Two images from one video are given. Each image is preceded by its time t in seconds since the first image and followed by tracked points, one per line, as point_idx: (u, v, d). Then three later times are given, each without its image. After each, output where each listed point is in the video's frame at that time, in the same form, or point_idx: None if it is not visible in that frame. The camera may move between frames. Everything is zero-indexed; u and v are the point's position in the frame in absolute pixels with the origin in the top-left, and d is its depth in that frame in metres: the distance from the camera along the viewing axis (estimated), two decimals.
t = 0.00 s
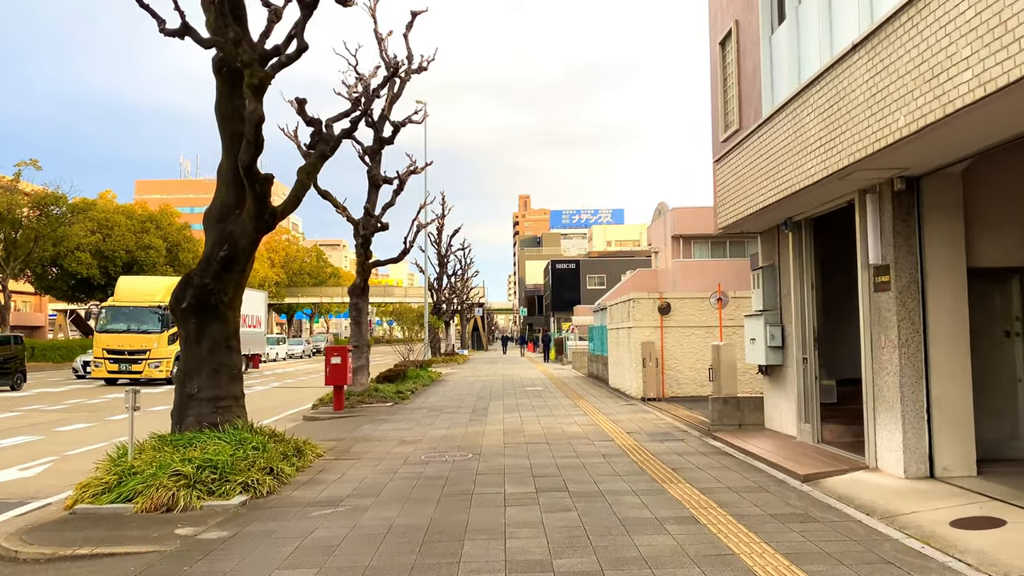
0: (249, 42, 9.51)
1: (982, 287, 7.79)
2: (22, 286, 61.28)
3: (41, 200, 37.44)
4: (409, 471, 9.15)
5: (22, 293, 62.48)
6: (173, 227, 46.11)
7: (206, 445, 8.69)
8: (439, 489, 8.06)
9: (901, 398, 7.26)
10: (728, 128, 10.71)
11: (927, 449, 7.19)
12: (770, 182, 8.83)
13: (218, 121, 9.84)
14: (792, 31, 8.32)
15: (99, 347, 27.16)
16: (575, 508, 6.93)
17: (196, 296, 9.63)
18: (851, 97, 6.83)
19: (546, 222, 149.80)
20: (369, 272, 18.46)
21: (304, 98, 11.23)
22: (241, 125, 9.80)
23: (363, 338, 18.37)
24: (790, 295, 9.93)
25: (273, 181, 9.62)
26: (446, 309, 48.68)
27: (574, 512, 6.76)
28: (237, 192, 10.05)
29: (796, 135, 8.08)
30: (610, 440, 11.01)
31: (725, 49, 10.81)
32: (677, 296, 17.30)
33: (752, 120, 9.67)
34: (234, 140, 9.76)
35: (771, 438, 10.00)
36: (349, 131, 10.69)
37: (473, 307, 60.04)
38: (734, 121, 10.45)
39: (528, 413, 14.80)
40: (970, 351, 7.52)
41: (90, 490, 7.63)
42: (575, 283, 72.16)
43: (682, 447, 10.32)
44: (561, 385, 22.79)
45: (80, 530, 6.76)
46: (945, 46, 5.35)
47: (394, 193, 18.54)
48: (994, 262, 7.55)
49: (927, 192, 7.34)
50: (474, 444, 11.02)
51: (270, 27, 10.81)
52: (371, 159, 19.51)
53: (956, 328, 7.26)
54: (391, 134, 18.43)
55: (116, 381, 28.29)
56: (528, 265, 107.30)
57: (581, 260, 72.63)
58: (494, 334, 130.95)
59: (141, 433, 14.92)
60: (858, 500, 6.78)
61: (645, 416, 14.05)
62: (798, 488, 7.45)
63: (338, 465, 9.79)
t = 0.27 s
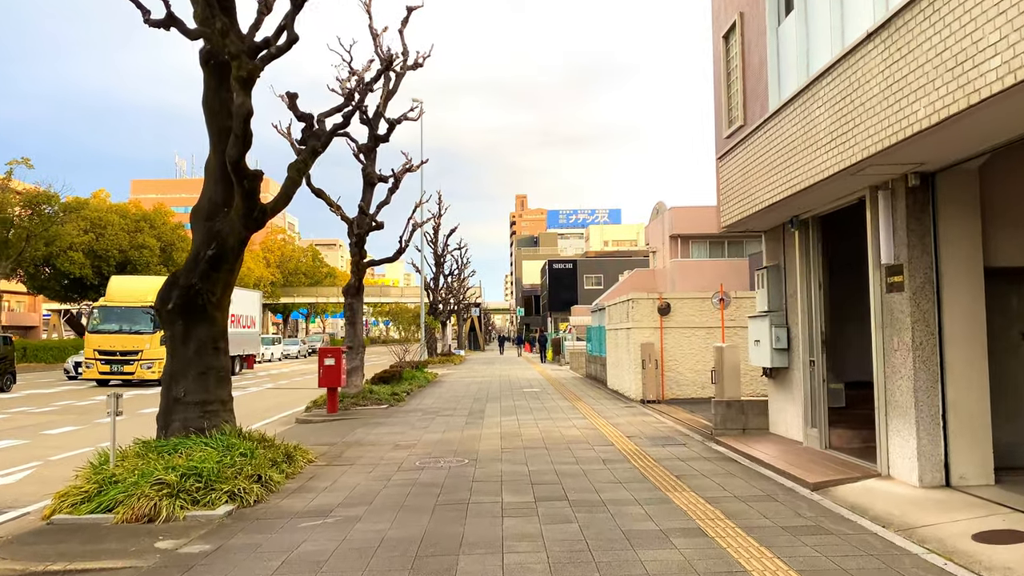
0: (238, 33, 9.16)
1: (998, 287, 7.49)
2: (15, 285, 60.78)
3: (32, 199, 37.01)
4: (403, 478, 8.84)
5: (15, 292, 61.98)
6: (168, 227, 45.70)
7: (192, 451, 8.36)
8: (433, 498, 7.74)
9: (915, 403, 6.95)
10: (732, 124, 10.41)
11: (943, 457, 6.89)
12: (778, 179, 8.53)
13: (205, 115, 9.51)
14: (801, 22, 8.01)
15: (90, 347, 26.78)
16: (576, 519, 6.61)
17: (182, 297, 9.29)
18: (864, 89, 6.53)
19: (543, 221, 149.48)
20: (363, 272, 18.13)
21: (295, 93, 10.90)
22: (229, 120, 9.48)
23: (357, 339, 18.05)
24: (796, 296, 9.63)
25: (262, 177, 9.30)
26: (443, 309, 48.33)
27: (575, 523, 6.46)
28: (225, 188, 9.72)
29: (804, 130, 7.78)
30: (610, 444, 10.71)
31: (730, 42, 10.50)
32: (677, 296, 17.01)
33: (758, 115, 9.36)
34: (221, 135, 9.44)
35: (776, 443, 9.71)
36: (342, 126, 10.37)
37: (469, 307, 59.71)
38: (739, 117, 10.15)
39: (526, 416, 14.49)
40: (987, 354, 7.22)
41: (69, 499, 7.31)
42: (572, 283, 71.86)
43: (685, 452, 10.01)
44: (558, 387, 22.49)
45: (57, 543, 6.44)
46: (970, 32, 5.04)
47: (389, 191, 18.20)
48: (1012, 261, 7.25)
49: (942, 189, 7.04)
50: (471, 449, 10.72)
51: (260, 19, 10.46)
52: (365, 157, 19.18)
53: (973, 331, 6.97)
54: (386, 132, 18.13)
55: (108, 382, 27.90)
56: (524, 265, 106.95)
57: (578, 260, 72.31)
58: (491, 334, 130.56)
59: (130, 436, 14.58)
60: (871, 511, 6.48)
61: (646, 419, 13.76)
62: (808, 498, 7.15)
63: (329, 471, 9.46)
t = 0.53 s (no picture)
0: (226, 21, 8.82)
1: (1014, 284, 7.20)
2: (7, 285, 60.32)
3: (24, 197, 36.62)
4: (396, 483, 8.53)
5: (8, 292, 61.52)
6: (161, 225, 45.32)
7: (176, 455, 8.04)
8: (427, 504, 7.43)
9: (930, 405, 6.66)
10: (736, 117, 10.11)
11: (959, 461, 6.60)
12: (785, 173, 8.22)
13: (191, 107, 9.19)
14: (810, 8, 7.71)
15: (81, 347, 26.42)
16: (576, 527, 6.29)
17: (167, 295, 8.95)
18: (878, 77, 6.23)
19: (540, 221, 149.21)
20: (357, 270, 17.79)
21: (286, 85, 10.59)
22: (216, 112, 9.15)
23: (351, 339, 17.73)
24: (802, 294, 9.34)
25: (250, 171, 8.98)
26: (439, 309, 48.01)
27: (575, 532, 6.15)
28: (212, 183, 9.40)
29: (813, 121, 7.48)
30: (609, 447, 10.40)
31: (734, 32, 10.21)
32: (677, 295, 16.72)
33: (763, 106, 9.06)
34: (208, 127, 9.12)
35: (781, 446, 9.42)
36: (333, 119, 10.06)
37: (466, 306, 59.38)
38: (742, 109, 9.85)
39: (523, 417, 14.19)
40: (1003, 354, 6.93)
41: (45, 506, 6.98)
42: (569, 282, 71.58)
43: (687, 455, 9.70)
44: (556, 387, 22.19)
45: (29, 552, 6.12)
46: (997, 11, 4.73)
47: (383, 188, 17.86)
48: None
49: (958, 182, 6.73)
50: (467, 452, 10.41)
51: (250, 8, 10.12)
52: (360, 153, 18.85)
53: (990, 330, 6.67)
54: (382, 128, 17.83)
55: (99, 382, 27.53)
56: (521, 264, 106.61)
57: (575, 260, 72.02)
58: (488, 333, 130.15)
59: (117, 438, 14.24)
60: (885, 518, 6.19)
61: (645, 420, 13.46)
62: (817, 504, 6.85)
63: (320, 475, 9.15)
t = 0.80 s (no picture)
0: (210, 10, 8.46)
1: None
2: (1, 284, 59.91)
3: (16, 196, 36.25)
4: (387, 490, 8.21)
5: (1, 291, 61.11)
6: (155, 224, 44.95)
7: (157, 462, 7.72)
8: (417, 513, 7.11)
9: (944, 411, 6.35)
10: (738, 111, 9.81)
11: (974, 470, 6.30)
12: (790, 168, 7.92)
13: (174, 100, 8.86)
14: None
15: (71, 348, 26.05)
16: (574, 540, 5.97)
17: (149, 295, 8.62)
18: (890, 67, 5.93)
19: (537, 221, 148.93)
20: (350, 269, 17.46)
21: (274, 78, 10.26)
22: (200, 105, 8.83)
23: (344, 340, 17.35)
24: (806, 295, 9.05)
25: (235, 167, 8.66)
26: (435, 308, 47.68)
27: (572, 545, 5.83)
28: (197, 178, 9.07)
29: (820, 114, 7.18)
30: (608, 451, 10.09)
31: (736, 24, 9.90)
32: (676, 295, 16.41)
33: (767, 100, 8.75)
34: (192, 121, 8.79)
35: (785, 451, 9.12)
36: (323, 113, 9.73)
37: (463, 306, 59.06)
38: (745, 103, 9.54)
39: (519, 420, 13.87)
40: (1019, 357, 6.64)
41: (16, 517, 6.65)
42: (566, 282, 71.33)
43: (688, 460, 9.39)
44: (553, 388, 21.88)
45: None
46: None
47: (376, 185, 17.54)
48: None
49: (974, 176, 6.43)
50: (460, 457, 10.09)
51: None
52: (353, 151, 18.52)
53: (1006, 332, 6.37)
54: (375, 124, 17.50)
55: (90, 383, 27.15)
56: (518, 264, 106.32)
57: (572, 259, 71.76)
58: (485, 333, 129.85)
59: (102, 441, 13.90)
60: (899, 530, 5.88)
61: (644, 423, 13.16)
62: (826, 514, 6.54)
63: (308, 482, 8.83)
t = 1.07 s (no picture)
0: None
1: None
2: None
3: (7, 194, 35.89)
4: (377, 496, 7.90)
5: None
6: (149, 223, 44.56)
7: (137, 467, 7.39)
8: (409, 521, 6.78)
9: (960, 414, 6.05)
10: (742, 103, 9.51)
11: (991, 476, 6.00)
12: (798, 160, 7.62)
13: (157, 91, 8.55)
14: None
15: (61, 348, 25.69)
16: (572, 550, 5.66)
17: (130, 292, 8.30)
18: (905, 52, 5.63)
19: (534, 221, 148.66)
20: (344, 268, 17.14)
21: (262, 69, 9.95)
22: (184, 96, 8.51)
23: (338, 339, 17.06)
24: (813, 292, 8.76)
25: (220, 159, 8.34)
26: (432, 308, 47.34)
27: (571, 555, 5.52)
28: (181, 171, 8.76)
29: (829, 104, 6.87)
30: (607, 455, 9.77)
31: (739, 14, 9.64)
32: (675, 294, 16.12)
33: (773, 90, 8.44)
34: (176, 112, 8.46)
35: (790, 453, 8.82)
36: (311, 104, 9.42)
37: (460, 306, 58.73)
38: (749, 95, 9.23)
39: (516, 422, 13.56)
40: None
41: None
42: (563, 281, 71.07)
43: (690, 463, 9.09)
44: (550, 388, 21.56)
45: None
46: None
47: (370, 182, 17.21)
48: None
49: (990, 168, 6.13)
50: (455, 460, 9.78)
51: None
52: (346, 147, 18.19)
53: None
54: (370, 120, 17.19)
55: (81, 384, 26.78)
56: (515, 264, 106.01)
57: (570, 259, 71.49)
58: (482, 333, 129.55)
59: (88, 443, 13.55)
60: (914, 540, 5.58)
61: (643, 424, 12.86)
62: (836, 522, 6.24)
63: (296, 487, 8.51)
